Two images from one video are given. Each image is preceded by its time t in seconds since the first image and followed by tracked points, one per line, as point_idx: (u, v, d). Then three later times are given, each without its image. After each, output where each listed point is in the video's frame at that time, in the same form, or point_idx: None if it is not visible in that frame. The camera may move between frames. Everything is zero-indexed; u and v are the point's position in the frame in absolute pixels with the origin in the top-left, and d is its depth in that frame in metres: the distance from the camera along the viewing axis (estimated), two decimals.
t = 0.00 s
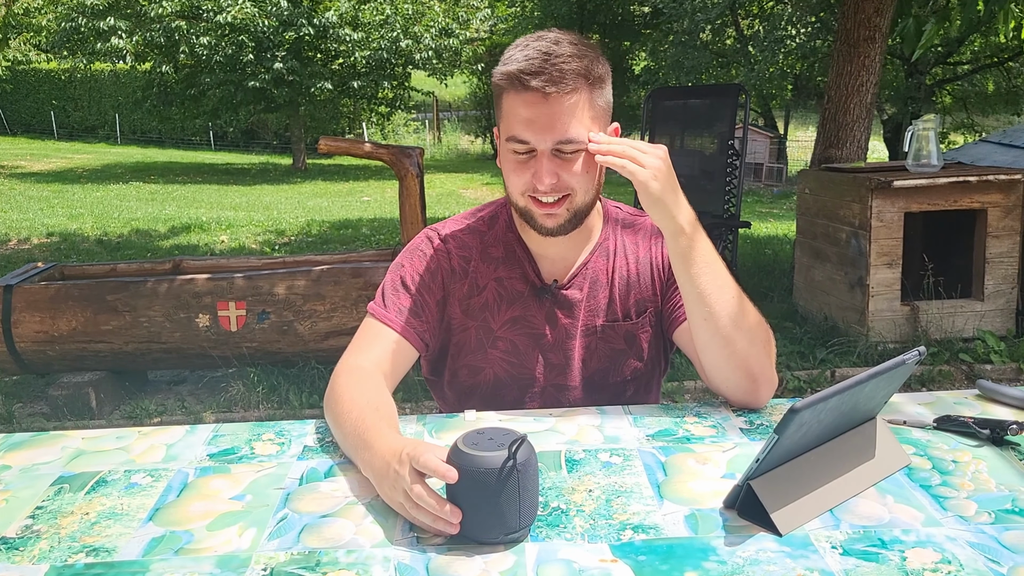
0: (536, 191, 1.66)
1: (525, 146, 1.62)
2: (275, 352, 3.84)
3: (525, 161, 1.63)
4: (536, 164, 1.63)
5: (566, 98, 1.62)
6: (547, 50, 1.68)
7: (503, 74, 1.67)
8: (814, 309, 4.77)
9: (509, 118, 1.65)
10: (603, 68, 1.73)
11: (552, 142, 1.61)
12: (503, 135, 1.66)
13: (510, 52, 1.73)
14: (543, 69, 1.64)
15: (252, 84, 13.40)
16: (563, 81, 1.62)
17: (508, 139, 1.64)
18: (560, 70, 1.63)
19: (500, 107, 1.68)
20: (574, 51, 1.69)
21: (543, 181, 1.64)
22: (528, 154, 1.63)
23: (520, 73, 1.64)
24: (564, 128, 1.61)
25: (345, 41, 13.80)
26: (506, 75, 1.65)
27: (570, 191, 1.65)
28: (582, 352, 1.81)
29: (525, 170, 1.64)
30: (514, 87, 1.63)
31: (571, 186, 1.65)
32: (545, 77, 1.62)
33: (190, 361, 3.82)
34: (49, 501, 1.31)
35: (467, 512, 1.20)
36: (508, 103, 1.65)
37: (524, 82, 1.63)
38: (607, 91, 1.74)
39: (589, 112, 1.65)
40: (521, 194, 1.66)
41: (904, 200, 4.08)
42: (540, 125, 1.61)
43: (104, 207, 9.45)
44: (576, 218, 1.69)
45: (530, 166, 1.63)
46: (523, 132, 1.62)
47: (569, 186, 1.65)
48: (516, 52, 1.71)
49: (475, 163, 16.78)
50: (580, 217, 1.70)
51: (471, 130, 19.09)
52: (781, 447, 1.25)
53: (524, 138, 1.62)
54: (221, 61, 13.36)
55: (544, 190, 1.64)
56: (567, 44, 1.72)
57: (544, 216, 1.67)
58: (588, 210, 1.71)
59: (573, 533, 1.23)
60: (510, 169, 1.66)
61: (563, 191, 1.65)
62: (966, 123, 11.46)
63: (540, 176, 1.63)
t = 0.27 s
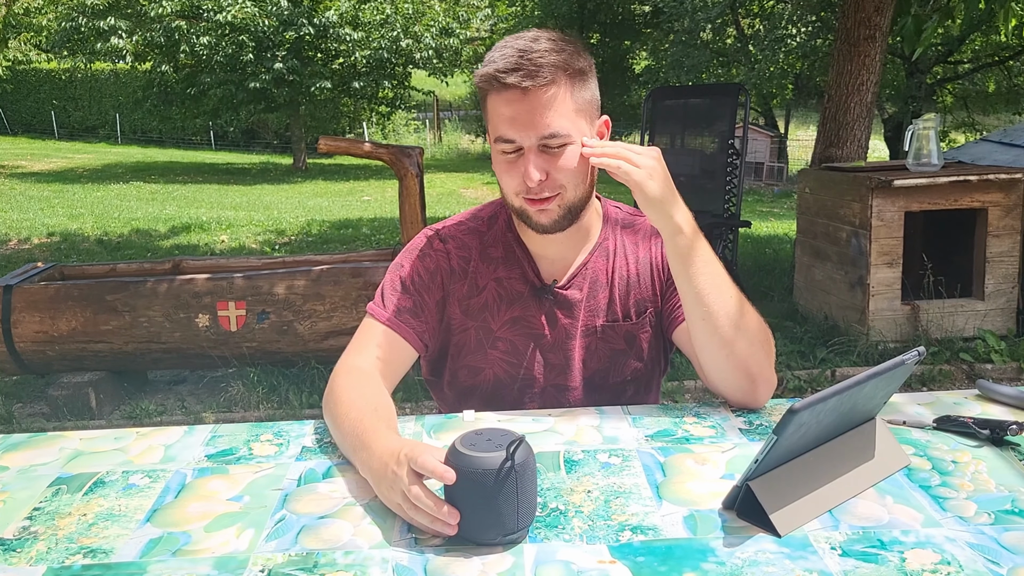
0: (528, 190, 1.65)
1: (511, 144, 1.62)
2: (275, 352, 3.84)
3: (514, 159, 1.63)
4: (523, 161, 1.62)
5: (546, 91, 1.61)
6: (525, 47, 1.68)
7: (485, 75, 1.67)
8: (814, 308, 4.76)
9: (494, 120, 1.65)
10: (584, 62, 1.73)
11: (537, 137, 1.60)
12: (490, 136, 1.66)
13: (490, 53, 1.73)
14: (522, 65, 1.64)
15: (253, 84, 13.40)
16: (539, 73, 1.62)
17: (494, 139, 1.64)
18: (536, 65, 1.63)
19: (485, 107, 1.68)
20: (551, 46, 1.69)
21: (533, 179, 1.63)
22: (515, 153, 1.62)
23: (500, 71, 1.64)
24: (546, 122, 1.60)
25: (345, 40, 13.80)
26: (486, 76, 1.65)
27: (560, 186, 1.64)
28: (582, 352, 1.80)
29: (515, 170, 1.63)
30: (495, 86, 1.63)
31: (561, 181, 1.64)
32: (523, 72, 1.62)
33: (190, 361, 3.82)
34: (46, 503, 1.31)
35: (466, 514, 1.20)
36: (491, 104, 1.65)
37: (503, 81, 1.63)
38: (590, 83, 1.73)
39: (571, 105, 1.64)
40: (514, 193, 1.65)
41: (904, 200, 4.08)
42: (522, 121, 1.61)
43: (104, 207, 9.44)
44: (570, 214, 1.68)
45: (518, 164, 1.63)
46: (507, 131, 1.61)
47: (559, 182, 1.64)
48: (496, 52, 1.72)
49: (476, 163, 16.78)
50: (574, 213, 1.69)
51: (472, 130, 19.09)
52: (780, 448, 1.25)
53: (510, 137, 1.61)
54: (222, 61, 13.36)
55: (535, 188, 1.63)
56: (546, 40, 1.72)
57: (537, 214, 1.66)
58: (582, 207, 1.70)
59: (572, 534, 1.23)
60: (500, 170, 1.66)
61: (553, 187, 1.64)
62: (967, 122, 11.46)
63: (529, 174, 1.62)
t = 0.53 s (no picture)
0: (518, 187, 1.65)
1: (498, 141, 1.62)
2: (273, 351, 3.84)
3: (502, 157, 1.63)
4: (511, 158, 1.62)
5: (530, 87, 1.61)
6: (508, 45, 1.69)
7: (471, 75, 1.68)
8: (813, 306, 4.76)
9: (481, 118, 1.66)
10: (568, 58, 1.73)
11: (523, 133, 1.60)
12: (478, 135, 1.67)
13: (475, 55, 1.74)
14: (505, 63, 1.64)
15: (252, 83, 13.39)
16: (521, 69, 1.62)
17: (482, 138, 1.64)
18: (519, 61, 1.64)
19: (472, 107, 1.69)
20: (535, 43, 1.69)
21: (523, 177, 1.63)
22: (503, 149, 1.62)
23: (484, 69, 1.64)
24: (530, 118, 1.60)
25: (344, 39, 13.78)
26: (470, 74, 1.66)
27: (549, 181, 1.63)
28: (577, 351, 1.80)
29: (503, 167, 1.63)
30: (479, 84, 1.63)
31: (551, 178, 1.64)
32: (506, 69, 1.62)
33: (189, 360, 3.82)
34: (42, 502, 1.31)
35: (461, 514, 1.19)
36: (477, 103, 1.65)
37: (486, 78, 1.63)
38: (576, 78, 1.73)
39: (555, 100, 1.64)
40: (504, 191, 1.65)
41: (902, 198, 4.08)
42: (507, 117, 1.61)
43: (103, 207, 9.43)
44: (561, 211, 1.69)
45: (506, 162, 1.63)
46: (493, 128, 1.62)
47: (548, 177, 1.63)
48: (480, 52, 1.72)
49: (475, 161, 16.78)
50: (565, 209, 1.69)
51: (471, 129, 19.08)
52: (776, 447, 1.25)
53: (495, 134, 1.62)
54: (220, 60, 13.35)
55: (524, 184, 1.63)
56: (529, 38, 1.72)
57: (529, 212, 1.67)
58: (573, 203, 1.70)
59: (567, 533, 1.23)
60: (490, 169, 1.66)
61: (543, 183, 1.64)
62: (966, 120, 11.46)
63: (517, 170, 1.62)
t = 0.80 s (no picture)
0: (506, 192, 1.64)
1: (484, 147, 1.61)
2: (272, 351, 3.84)
3: (488, 161, 1.62)
4: (498, 163, 1.61)
5: (514, 90, 1.60)
6: (492, 47, 1.67)
7: (455, 78, 1.67)
8: (812, 305, 4.76)
9: (466, 123, 1.64)
10: (553, 59, 1.71)
11: (508, 137, 1.59)
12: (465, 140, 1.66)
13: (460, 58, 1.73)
14: (490, 66, 1.62)
15: (251, 83, 13.38)
16: (505, 72, 1.61)
17: (468, 143, 1.64)
18: (503, 64, 1.62)
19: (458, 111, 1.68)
20: (520, 46, 1.68)
21: (510, 181, 1.62)
22: (489, 154, 1.61)
23: (468, 73, 1.63)
24: (515, 121, 1.59)
25: (343, 39, 13.77)
26: (454, 79, 1.64)
27: (537, 185, 1.63)
28: (566, 351, 1.80)
29: (490, 172, 1.63)
30: (463, 89, 1.62)
31: (539, 181, 1.63)
32: (490, 73, 1.61)
33: (187, 361, 3.82)
34: (36, 504, 1.31)
35: (457, 521, 1.19)
36: (463, 107, 1.64)
37: (470, 83, 1.62)
38: (562, 80, 1.72)
39: (540, 103, 1.63)
40: (492, 196, 1.64)
41: (901, 196, 4.07)
42: (492, 123, 1.60)
43: (102, 207, 9.42)
44: (550, 214, 1.68)
45: (493, 166, 1.62)
46: (478, 133, 1.60)
47: (535, 181, 1.63)
48: (464, 55, 1.71)
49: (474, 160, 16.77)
50: (554, 212, 1.69)
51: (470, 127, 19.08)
52: (770, 448, 1.24)
53: (481, 139, 1.61)
54: (218, 60, 13.33)
55: (511, 189, 1.63)
56: (513, 39, 1.71)
57: (517, 216, 1.66)
58: (562, 204, 1.70)
59: (563, 534, 1.23)
60: (477, 173, 1.65)
61: (531, 186, 1.63)
62: (965, 118, 11.46)
63: (503, 175, 1.61)
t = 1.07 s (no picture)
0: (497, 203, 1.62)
1: (474, 162, 1.58)
2: (272, 351, 3.84)
3: (478, 175, 1.59)
4: (489, 176, 1.59)
5: (499, 105, 1.56)
6: (474, 60, 1.63)
7: (436, 98, 1.62)
8: (812, 303, 4.76)
9: (453, 138, 1.61)
10: (534, 64, 1.68)
11: (498, 151, 1.56)
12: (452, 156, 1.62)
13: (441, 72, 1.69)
14: (472, 82, 1.58)
15: (250, 82, 13.37)
16: (490, 88, 1.57)
17: (457, 159, 1.60)
18: (487, 78, 1.58)
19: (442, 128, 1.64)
20: (501, 55, 1.64)
21: (501, 193, 1.60)
22: (478, 168, 1.58)
23: (450, 92, 1.58)
24: (505, 136, 1.56)
25: (343, 37, 13.76)
26: (438, 96, 1.60)
27: (528, 194, 1.61)
28: (559, 352, 1.81)
29: (480, 185, 1.60)
30: (447, 106, 1.58)
31: (530, 190, 1.62)
32: (473, 89, 1.57)
33: (188, 360, 3.82)
34: (37, 505, 1.31)
35: (458, 519, 1.19)
36: (448, 124, 1.60)
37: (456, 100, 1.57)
38: (546, 85, 1.69)
39: (527, 111, 1.59)
40: (484, 208, 1.62)
41: (901, 194, 4.07)
42: (481, 138, 1.56)
43: (102, 206, 9.43)
44: (543, 218, 1.68)
45: (484, 179, 1.59)
46: (467, 150, 1.57)
47: (526, 190, 1.61)
48: (445, 69, 1.67)
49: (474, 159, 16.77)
50: (547, 216, 1.68)
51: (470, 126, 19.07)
52: (770, 448, 1.24)
53: (471, 156, 1.57)
54: (218, 58, 13.33)
55: (504, 201, 1.61)
56: (494, 50, 1.67)
57: (510, 225, 1.65)
58: (554, 208, 1.69)
59: (564, 535, 1.23)
60: (467, 186, 1.63)
61: (522, 196, 1.62)
62: (966, 115, 11.45)
63: (495, 188, 1.59)
